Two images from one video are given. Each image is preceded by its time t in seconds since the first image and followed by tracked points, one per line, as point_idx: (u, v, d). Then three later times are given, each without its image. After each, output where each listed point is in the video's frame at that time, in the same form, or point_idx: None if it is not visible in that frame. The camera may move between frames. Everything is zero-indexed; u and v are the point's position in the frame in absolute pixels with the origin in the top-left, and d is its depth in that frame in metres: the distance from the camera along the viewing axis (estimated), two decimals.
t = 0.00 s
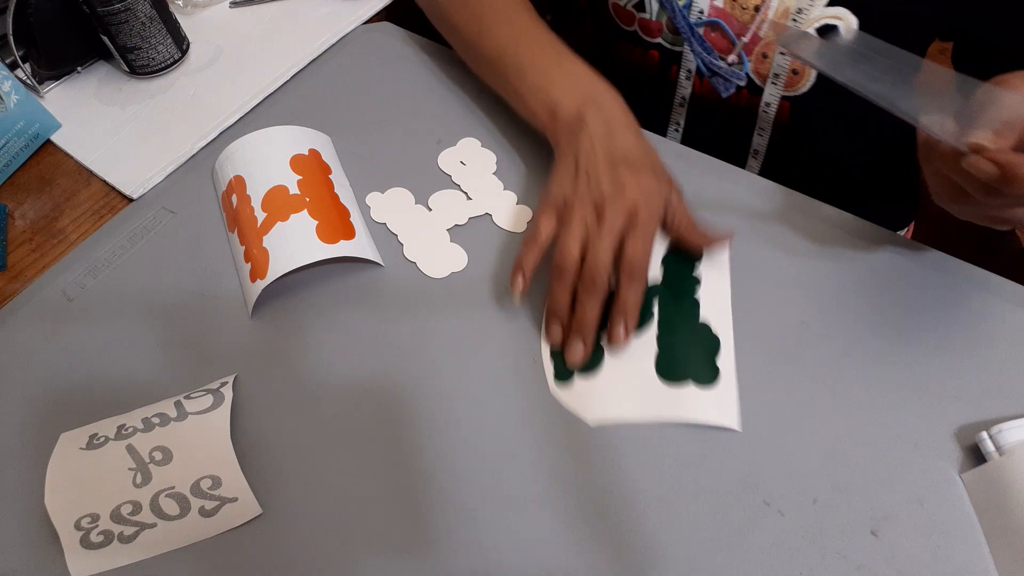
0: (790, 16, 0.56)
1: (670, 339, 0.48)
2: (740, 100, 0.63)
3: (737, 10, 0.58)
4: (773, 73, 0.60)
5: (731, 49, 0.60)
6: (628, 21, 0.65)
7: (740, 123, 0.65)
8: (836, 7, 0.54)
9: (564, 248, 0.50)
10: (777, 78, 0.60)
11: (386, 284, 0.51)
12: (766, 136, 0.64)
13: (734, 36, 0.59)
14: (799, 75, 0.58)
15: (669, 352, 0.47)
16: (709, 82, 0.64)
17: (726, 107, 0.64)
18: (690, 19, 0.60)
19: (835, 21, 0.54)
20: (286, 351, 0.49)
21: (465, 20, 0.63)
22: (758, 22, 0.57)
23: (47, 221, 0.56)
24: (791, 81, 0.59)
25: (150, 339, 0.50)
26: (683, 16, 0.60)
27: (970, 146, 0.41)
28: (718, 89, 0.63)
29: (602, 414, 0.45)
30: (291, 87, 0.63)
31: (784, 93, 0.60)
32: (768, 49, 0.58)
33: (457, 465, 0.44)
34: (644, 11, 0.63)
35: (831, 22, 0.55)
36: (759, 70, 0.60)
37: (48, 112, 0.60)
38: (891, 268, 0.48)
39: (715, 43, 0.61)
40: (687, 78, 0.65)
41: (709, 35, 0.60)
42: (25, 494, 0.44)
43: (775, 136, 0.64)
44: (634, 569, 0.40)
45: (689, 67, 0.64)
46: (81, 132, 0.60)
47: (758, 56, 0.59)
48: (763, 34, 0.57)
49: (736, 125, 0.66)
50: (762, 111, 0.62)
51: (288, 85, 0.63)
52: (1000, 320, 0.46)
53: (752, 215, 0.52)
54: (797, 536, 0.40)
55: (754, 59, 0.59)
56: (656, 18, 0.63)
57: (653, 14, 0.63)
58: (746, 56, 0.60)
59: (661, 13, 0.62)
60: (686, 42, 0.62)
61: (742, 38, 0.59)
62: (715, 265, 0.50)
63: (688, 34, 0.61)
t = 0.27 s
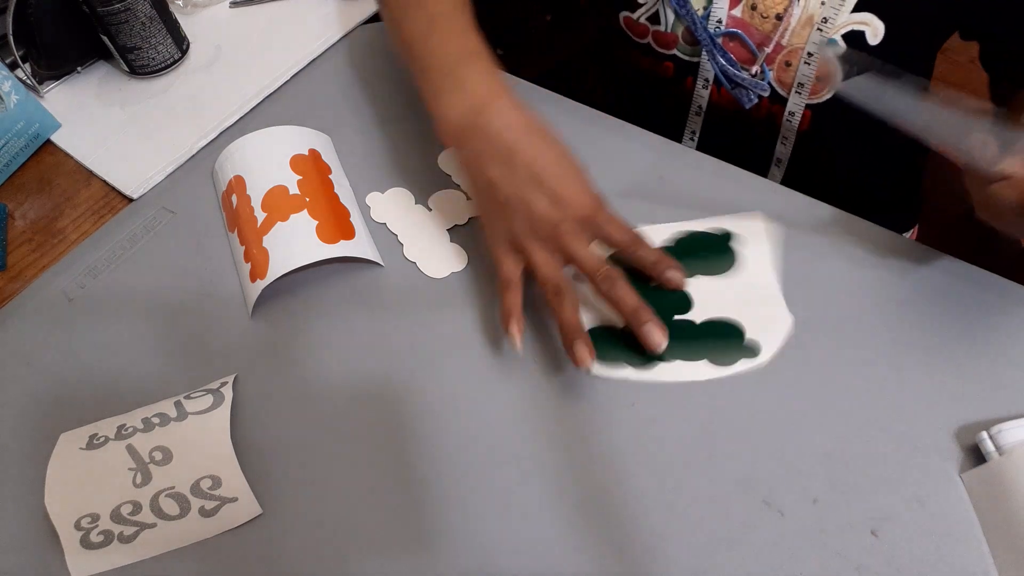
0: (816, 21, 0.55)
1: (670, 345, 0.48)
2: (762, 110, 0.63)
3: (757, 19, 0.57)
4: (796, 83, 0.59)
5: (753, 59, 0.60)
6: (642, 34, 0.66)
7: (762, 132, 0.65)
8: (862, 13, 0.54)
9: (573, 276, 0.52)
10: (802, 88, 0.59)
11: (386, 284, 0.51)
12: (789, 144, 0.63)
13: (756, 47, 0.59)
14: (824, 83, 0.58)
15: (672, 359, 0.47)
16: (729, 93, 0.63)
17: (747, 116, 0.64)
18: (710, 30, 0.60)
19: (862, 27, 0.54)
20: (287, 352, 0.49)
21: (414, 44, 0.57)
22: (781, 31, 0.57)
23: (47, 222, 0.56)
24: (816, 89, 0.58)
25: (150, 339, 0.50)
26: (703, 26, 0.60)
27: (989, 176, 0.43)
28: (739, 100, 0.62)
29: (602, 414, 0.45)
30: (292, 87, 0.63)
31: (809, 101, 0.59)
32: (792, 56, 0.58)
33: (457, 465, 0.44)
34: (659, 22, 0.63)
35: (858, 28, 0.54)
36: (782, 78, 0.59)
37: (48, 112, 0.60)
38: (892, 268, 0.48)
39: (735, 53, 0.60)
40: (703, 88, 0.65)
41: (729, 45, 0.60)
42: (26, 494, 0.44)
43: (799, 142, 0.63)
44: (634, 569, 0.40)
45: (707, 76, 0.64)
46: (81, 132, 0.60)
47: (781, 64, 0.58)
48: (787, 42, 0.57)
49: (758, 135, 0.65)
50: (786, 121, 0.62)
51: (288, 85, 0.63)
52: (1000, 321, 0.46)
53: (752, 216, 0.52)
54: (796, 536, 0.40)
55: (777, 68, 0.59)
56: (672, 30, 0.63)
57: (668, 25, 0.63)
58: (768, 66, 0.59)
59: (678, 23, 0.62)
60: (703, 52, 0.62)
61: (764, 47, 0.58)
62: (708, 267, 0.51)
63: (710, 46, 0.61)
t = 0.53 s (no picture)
0: (817, 29, 0.56)
1: (658, 349, 0.47)
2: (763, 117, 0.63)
3: (758, 27, 0.58)
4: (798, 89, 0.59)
5: (755, 67, 0.60)
6: (642, 43, 0.67)
7: (765, 130, 0.65)
8: (863, 20, 0.57)
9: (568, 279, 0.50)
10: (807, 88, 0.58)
11: (386, 284, 0.51)
12: (795, 147, 0.64)
13: (756, 55, 0.59)
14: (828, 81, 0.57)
15: (664, 363, 0.46)
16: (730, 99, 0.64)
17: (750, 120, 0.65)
18: (712, 37, 0.60)
19: (863, 33, 0.57)
20: (287, 352, 0.49)
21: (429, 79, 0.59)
22: (782, 39, 0.57)
23: (47, 221, 0.56)
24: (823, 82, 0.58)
25: (150, 339, 0.50)
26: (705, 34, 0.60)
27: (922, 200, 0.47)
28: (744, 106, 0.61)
29: (602, 414, 0.45)
30: (292, 87, 0.63)
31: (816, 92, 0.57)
32: (795, 63, 0.58)
33: (457, 465, 0.44)
34: (660, 32, 0.64)
35: (859, 34, 0.57)
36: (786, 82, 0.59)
37: (48, 112, 0.60)
38: (892, 268, 0.48)
39: (736, 60, 0.60)
40: (704, 93, 0.66)
41: (730, 53, 0.60)
42: (26, 494, 0.44)
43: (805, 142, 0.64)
44: (634, 568, 0.40)
45: (709, 82, 0.64)
46: (81, 132, 0.60)
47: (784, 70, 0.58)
48: (788, 49, 0.58)
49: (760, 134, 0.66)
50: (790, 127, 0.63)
51: (288, 85, 0.63)
52: (1000, 321, 0.46)
53: (752, 216, 0.52)
54: (796, 536, 0.40)
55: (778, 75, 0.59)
56: (672, 38, 0.64)
57: (669, 34, 0.64)
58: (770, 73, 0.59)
59: (677, 31, 0.63)
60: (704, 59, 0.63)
61: (765, 55, 0.59)
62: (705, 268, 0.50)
63: (711, 54, 0.61)
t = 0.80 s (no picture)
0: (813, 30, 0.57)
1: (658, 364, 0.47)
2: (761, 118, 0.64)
3: (754, 28, 0.58)
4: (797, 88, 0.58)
5: (752, 68, 0.60)
6: (639, 46, 0.67)
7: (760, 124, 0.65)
8: (858, 20, 0.57)
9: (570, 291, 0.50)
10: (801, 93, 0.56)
11: (386, 284, 0.51)
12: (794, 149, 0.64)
13: (753, 56, 0.59)
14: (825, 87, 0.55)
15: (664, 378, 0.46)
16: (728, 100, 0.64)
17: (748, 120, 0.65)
18: (709, 38, 0.60)
19: (859, 33, 0.58)
20: (287, 351, 0.49)
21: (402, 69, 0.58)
22: (779, 39, 0.58)
23: (47, 221, 0.56)
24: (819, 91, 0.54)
25: (150, 339, 0.50)
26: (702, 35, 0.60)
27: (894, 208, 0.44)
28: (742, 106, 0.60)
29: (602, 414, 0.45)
30: (292, 87, 0.63)
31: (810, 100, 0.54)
32: (791, 62, 0.57)
33: (457, 465, 0.44)
34: (657, 34, 0.65)
35: (855, 33, 0.58)
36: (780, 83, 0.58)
37: (48, 112, 0.60)
38: (892, 268, 0.48)
39: (733, 62, 0.60)
40: (701, 93, 0.66)
41: (727, 53, 0.60)
42: (26, 494, 0.44)
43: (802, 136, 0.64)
44: (634, 568, 0.40)
45: (706, 83, 0.65)
46: (81, 132, 0.60)
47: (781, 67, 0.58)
48: (785, 50, 0.58)
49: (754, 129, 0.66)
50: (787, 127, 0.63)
51: (288, 85, 0.63)
52: (1001, 321, 0.46)
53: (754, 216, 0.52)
54: (796, 536, 0.40)
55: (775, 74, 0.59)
56: (669, 41, 0.64)
57: (667, 36, 0.64)
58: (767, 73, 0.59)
59: (675, 34, 0.64)
60: (701, 60, 0.63)
61: (763, 55, 0.59)
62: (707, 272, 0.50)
63: (709, 54, 0.60)
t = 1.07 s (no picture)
0: (817, 20, 0.56)
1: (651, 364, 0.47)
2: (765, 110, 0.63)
3: (757, 21, 0.58)
4: (799, 81, 0.59)
5: (755, 61, 0.60)
6: (641, 41, 0.66)
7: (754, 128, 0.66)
8: (862, 8, 0.56)
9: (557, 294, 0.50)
10: (805, 87, 0.60)
11: (386, 284, 0.51)
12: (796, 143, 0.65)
13: (756, 48, 0.59)
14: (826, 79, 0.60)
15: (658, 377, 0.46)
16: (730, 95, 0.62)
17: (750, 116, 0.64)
18: (711, 31, 0.60)
19: (862, 23, 0.56)
20: (287, 352, 0.49)
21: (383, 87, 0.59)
22: (782, 31, 0.57)
23: (47, 221, 0.56)
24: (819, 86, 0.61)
25: (150, 339, 0.50)
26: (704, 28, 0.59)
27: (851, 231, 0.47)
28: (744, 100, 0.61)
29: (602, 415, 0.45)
30: (292, 87, 0.63)
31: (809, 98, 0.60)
32: (794, 55, 0.58)
33: (457, 465, 0.44)
34: (658, 30, 0.64)
35: (858, 23, 0.57)
36: (785, 78, 0.60)
37: (48, 112, 0.60)
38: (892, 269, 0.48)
39: (736, 54, 0.60)
40: (704, 88, 0.63)
41: (730, 47, 0.60)
42: (26, 494, 0.44)
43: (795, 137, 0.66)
44: (634, 568, 0.40)
45: (708, 77, 0.62)
46: (81, 132, 0.60)
47: (784, 61, 0.59)
48: (787, 41, 0.57)
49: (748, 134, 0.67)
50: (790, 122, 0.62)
51: (288, 85, 0.63)
52: (1000, 321, 0.46)
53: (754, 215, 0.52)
54: (796, 536, 0.40)
55: (779, 67, 0.59)
56: (672, 35, 0.63)
57: (668, 31, 0.63)
58: (771, 66, 0.59)
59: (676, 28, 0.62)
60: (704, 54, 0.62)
61: (765, 48, 0.59)
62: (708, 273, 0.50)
63: (713, 49, 0.60)
